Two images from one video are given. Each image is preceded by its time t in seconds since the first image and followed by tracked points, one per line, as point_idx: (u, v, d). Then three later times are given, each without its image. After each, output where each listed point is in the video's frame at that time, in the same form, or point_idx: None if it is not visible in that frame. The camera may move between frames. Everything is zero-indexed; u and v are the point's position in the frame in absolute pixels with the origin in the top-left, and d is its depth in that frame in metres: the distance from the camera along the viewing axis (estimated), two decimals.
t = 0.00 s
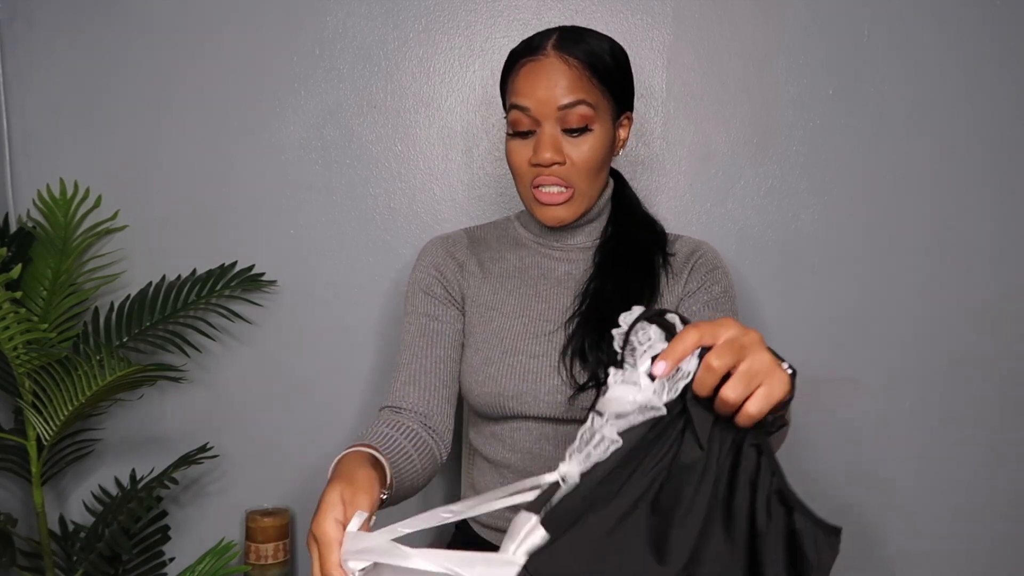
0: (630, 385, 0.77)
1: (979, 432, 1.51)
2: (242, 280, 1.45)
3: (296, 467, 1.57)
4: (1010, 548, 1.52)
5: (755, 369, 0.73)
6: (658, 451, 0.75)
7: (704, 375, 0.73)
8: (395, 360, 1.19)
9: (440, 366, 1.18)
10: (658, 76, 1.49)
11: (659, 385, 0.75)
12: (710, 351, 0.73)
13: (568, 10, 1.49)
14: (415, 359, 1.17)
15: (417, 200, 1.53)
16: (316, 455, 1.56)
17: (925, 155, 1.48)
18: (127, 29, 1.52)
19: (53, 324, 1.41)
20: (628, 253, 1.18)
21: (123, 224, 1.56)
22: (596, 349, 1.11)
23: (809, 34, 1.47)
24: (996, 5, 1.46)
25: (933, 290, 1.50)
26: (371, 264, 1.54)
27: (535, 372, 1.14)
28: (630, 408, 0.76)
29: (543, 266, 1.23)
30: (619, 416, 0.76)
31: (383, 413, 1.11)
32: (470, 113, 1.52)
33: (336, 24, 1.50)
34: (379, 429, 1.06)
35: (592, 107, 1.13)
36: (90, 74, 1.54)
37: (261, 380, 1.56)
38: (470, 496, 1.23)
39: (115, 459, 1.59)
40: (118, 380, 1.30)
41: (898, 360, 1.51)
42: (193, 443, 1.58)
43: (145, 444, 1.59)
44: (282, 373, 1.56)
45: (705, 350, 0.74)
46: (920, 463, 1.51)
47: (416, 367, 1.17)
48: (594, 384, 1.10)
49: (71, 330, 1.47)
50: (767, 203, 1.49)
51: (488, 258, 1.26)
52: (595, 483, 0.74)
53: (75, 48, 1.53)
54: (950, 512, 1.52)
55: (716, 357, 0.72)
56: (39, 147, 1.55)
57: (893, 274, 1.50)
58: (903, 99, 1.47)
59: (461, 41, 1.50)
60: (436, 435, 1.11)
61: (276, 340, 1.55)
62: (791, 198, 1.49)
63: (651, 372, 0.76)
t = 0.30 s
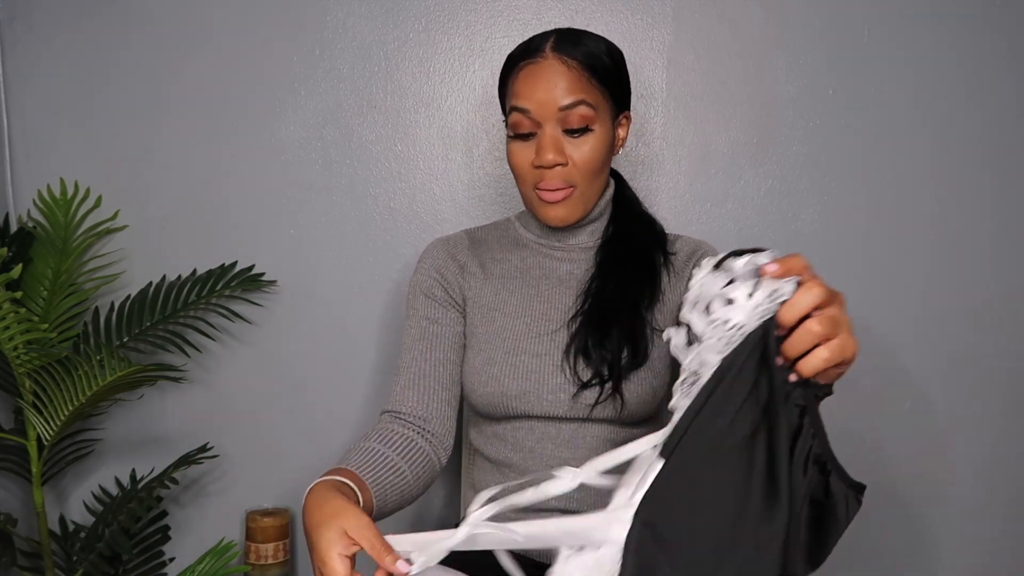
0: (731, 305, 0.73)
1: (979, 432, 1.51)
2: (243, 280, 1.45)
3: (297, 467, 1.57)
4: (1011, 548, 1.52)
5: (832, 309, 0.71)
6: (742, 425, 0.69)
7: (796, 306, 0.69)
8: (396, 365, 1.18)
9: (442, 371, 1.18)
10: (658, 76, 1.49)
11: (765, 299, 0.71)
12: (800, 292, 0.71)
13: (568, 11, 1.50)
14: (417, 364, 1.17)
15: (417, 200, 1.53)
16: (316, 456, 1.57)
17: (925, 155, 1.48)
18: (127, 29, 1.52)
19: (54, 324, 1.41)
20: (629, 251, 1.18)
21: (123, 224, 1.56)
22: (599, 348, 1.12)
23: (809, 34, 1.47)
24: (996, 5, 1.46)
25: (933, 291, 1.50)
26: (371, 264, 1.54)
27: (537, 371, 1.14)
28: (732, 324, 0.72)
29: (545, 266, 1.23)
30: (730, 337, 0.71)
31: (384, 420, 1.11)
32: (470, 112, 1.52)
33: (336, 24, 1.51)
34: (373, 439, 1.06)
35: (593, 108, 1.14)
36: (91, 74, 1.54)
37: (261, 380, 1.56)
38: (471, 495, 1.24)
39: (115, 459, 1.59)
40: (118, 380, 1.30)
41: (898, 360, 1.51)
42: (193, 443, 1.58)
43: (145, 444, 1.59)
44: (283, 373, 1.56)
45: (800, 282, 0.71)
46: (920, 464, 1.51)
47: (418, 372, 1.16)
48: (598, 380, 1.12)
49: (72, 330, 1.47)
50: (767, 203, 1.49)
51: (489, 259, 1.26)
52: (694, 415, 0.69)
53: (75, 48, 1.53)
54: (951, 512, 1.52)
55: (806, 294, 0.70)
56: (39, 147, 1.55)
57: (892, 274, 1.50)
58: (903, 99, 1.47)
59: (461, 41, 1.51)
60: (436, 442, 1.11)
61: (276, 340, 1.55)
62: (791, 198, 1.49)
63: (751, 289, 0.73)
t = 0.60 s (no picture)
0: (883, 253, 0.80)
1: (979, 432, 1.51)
2: (242, 280, 1.45)
3: (297, 467, 1.57)
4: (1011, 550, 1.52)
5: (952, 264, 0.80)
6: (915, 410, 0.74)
7: (950, 263, 0.77)
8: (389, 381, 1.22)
9: (434, 381, 1.21)
10: (658, 76, 1.49)
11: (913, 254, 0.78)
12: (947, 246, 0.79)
13: (568, 10, 1.49)
14: (407, 380, 1.20)
15: (417, 200, 1.53)
16: (316, 456, 1.57)
17: (924, 155, 1.48)
18: (128, 30, 1.52)
19: (54, 324, 1.41)
20: (631, 250, 1.19)
21: (123, 224, 1.56)
22: (601, 348, 1.13)
23: (810, 33, 1.47)
24: (996, 5, 1.46)
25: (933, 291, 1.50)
26: (371, 265, 1.54)
27: (537, 371, 1.15)
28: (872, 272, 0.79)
29: (545, 267, 1.22)
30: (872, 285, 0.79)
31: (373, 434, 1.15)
32: (470, 113, 1.52)
33: (336, 24, 1.51)
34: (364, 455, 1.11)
35: (600, 113, 1.14)
36: (91, 74, 1.54)
37: (261, 381, 1.56)
38: (471, 495, 1.23)
39: (115, 459, 1.59)
40: (118, 380, 1.30)
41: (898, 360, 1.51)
42: (193, 443, 1.58)
43: (145, 444, 1.59)
44: (282, 373, 1.56)
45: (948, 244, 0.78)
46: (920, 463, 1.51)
47: (409, 388, 1.20)
48: (599, 380, 1.13)
49: (72, 330, 1.47)
50: (767, 203, 1.49)
51: (488, 261, 1.26)
52: (855, 361, 0.77)
53: (75, 47, 1.53)
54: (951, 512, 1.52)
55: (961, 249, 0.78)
56: (40, 147, 1.55)
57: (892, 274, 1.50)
58: (903, 99, 1.47)
59: (461, 41, 1.51)
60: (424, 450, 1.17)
61: (275, 340, 1.55)
62: (791, 198, 1.49)
63: (904, 238, 0.79)
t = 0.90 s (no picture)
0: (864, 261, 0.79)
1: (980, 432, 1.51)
2: (242, 280, 1.45)
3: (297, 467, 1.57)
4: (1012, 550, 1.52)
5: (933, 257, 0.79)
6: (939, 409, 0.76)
7: (936, 262, 0.76)
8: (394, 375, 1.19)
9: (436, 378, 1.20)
10: (658, 76, 1.49)
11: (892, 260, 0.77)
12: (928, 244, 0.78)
13: (568, 11, 1.49)
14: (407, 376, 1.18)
15: (417, 200, 1.53)
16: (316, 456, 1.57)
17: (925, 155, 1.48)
18: (128, 30, 1.52)
19: (54, 324, 1.41)
20: (630, 249, 1.19)
21: (123, 225, 1.56)
22: (600, 347, 1.13)
23: (810, 33, 1.47)
24: (996, 5, 1.46)
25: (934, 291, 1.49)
26: (371, 265, 1.54)
27: (537, 369, 1.15)
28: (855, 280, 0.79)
29: (544, 266, 1.22)
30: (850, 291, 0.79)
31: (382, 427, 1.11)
32: (470, 113, 1.52)
33: (336, 24, 1.50)
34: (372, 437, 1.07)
35: (597, 113, 1.14)
36: (91, 74, 1.54)
37: (261, 381, 1.56)
38: (470, 495, 1.23)
39: (115, 459, 1.59)
40: (118, 380, 1.30)
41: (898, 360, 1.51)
42: (193, 443, 1.58)
43: (145, 444, 1.59)
44: (282, 373, 1.56)
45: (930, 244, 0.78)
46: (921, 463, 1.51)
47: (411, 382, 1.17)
48: (599, 378, 1.13)
49: (72, 330, 1.47)
50: (767, 203, 1.49)
51: (488, 260, 1.25)
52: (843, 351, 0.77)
53: (75, 47, 1.53)
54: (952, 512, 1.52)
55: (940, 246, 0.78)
56: (40, 147, 1.55)
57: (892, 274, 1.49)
58: (903, 99, 1.47)
59: (461, 41, 1.51)
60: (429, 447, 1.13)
61: (275, 340, 1.55)
62: (791, 198, 1.49)
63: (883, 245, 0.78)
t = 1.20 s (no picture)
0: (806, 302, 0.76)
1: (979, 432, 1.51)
2: (243, 280, 1.45)
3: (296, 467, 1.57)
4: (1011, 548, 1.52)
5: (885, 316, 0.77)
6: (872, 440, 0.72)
7: (874, 312, 0.74)
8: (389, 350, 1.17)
9: (433, 363, 1.18)
10: (658, 76, 1.49)
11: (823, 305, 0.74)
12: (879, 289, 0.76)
13: (568, 11, 1.49)
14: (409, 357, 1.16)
15: (417, 200, 1.53)
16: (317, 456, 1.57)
17: (925, 155, 1.48)
18: (128, 29, 1.52)
19: (54, 324, 1.41)
20: (630, 248, 1.19)
21: (123, 224, 1.56)
22: (601, 345, 1.13)
23: (810, 33, 1.47)
24: (996, 6, 1.46)
25: (935, 290, 1.50)
26: (371, 265, 1.54)
27: (539, 366, 1.15)
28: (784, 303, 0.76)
29: (545, 265, 1.22)
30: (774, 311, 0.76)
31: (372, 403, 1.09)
32: (470, 113, 1.52)
33: (336, 24, 1.50)
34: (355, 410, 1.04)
35: (597, 112, 1.14)
36: (91, 74, 1.53)
37: (261, 381, 1.56)
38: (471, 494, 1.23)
39: (115, 458, 1.59)
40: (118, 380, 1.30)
41: (898, 360, 1.51)
42: (193, 442, 1.58)
43: (146, 445, 1.59)
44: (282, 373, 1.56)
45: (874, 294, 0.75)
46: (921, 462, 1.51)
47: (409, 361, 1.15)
48: (600, 376, 1.13)
49: (72, 330, 1.47)
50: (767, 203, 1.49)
51: (489, 258, 1.26)
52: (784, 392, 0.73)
53: (75, 47, 1.53)
54: (949, 511, 1.52)
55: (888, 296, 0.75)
56: (39, 147, 1.55)
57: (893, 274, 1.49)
58: (903, 99, 1.47)
59: (461, 41, 1.51)
60: (410, 427, 1.10)
61: (275, 341, 1.55)
62: (791, 198, 1.49)
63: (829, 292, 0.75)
